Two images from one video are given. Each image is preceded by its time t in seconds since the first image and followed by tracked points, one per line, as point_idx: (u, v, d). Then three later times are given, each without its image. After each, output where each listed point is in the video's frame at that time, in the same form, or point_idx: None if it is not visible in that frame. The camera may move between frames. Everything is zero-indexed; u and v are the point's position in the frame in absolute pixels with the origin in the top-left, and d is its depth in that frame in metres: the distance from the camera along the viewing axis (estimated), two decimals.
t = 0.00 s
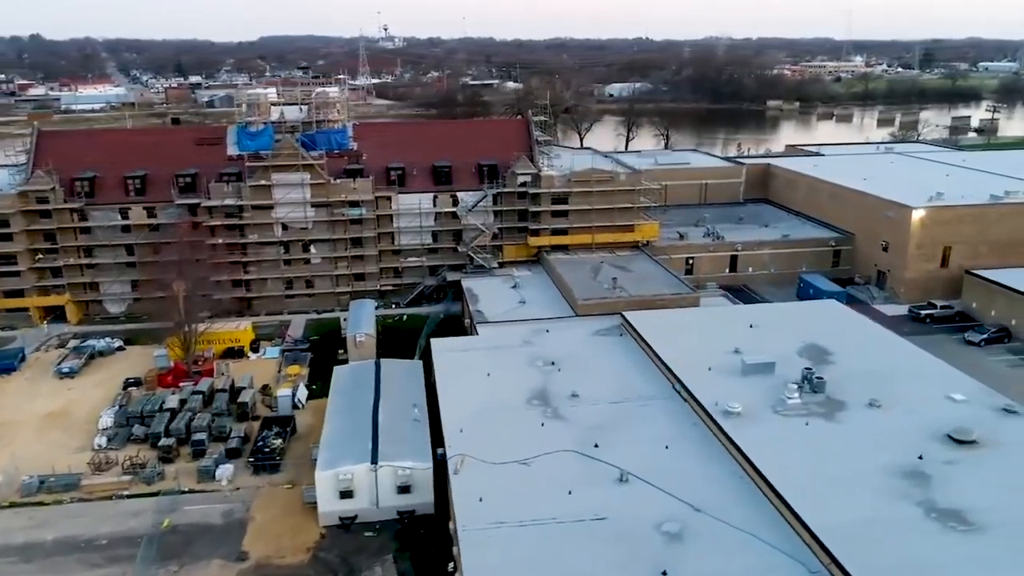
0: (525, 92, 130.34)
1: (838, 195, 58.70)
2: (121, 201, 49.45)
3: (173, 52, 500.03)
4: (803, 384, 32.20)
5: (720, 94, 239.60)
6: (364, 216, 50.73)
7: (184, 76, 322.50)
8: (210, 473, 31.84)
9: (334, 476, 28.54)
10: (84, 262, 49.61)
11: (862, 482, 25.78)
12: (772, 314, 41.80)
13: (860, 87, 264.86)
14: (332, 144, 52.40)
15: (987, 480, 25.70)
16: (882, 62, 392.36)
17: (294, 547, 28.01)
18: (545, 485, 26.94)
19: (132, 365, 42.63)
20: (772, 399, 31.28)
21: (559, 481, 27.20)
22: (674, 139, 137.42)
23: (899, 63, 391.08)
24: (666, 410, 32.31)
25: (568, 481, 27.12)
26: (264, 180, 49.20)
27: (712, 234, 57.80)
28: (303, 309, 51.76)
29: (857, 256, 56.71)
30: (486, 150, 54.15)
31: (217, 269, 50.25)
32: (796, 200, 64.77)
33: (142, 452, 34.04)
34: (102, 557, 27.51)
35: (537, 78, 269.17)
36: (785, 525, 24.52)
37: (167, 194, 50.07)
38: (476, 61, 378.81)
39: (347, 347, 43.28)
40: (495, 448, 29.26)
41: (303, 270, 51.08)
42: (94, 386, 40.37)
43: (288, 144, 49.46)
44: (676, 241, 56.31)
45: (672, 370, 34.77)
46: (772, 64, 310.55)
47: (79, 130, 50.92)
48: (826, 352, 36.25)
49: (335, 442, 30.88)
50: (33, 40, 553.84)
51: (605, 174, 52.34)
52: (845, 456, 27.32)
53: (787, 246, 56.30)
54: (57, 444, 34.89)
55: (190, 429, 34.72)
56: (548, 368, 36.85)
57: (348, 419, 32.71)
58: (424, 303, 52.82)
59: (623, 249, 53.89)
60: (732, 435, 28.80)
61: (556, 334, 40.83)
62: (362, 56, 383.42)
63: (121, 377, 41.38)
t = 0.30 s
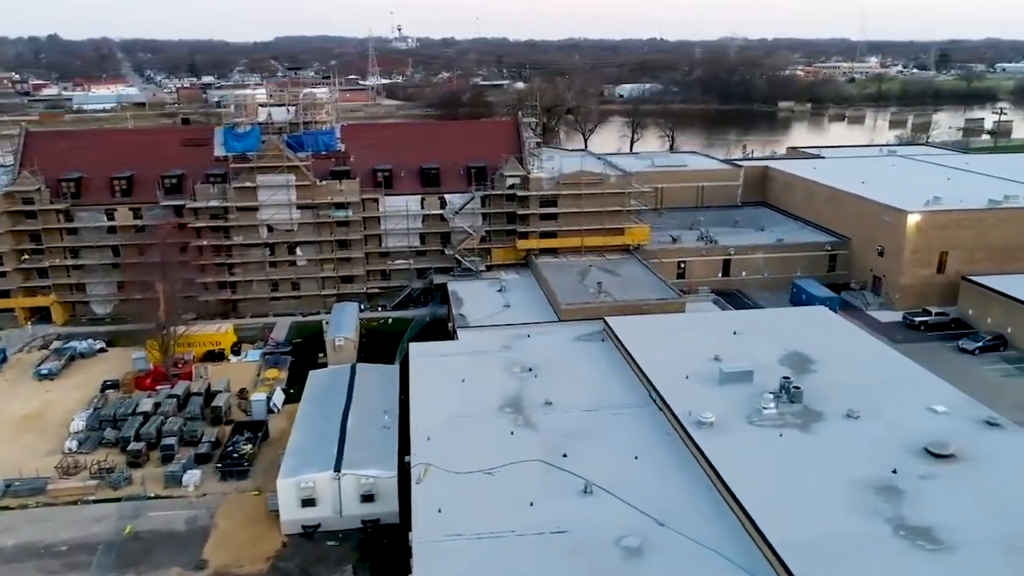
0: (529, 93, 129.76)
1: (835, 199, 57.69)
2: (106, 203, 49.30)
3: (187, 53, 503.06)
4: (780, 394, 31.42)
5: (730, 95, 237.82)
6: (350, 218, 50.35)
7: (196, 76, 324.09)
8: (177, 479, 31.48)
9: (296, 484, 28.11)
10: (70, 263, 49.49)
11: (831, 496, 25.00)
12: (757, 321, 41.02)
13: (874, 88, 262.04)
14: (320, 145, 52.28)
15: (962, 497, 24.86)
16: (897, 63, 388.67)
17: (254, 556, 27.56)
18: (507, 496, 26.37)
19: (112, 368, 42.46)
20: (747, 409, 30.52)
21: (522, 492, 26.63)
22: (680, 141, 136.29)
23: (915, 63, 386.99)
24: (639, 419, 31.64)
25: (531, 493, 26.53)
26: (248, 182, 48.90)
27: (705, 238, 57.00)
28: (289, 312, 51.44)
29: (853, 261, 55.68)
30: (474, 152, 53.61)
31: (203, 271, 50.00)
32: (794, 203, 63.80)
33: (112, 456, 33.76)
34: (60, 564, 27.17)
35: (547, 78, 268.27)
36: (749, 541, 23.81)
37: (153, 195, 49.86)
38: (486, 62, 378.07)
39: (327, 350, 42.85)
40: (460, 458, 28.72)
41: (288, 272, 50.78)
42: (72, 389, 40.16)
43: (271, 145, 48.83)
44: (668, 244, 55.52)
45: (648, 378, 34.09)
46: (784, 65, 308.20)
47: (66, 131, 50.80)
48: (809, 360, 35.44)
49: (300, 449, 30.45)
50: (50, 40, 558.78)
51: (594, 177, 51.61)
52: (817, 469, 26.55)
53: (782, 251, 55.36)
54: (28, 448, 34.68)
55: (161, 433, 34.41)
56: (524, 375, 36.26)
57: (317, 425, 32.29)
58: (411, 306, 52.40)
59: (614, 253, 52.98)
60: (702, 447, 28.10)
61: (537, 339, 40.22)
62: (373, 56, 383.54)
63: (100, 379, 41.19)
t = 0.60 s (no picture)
0: (536, 94, 129.09)
1: (835, 203, 56.57)
2: (95, 204, 49.19)
3: (204, 53, 506.60)
4: (759, 406, 30.56)
5: (743, 96, 235.78)
6: (339, 221, 49.94)
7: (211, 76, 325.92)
8: (145, 485, 31.14)
9: (258, 493, 27.60)
10: (59, 263, 49.41)
11: (802, 513, 24.15)
12: (745, 329, 40.13)
13: (890, 89, 258.75)
14: (310, 146, 51.89)
15: (938, 516, 23.93)
16: (915, 64, 383.92)
17: (215, 565, 27.10)
18: (469, 509, 25.72)
19: (95, 369, 42.29)
20: (724, 421, 29.67)
21: (485, 504, 25.98)
22: (689, 142, 135.09)
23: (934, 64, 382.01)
24: (614, 429, 30.89)
25: (494, 506, 25.87)
26: (235, 183, 48.50)
27: (700, 242, 56.06)
28: (277, 314, 50.99)
29: (852, 267, 54.54)
30: (466, 154, 53.02)
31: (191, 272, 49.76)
32: (795, 207, 62.71)
33: (83, 460, 33.49)
34: (20, 571, 26.86)
35: (560, 79, 267.21)
36: (713, 558, 23.03)
37: (142, 196, 49.63)
38: (500, 62, 377.75)
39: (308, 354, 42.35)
40: (426, 468, 28.11)
41: (277, 274, 50.32)
42: (52, 391, 40.00)
43: (258, 147, 48.34)
44: (662, 248, 54.61)
45: (627, 386, 33.31)
46: (800, 66, 305.25)
47: (57, 132, 50.75)
48: (793, 370, 34.54)
49: (267, 457, 29.97)
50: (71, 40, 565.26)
51: (586, 180, 50.81)
52: (790, 485, 25.70)
53: (778, 255, 54.32)
54: (2, 450, 34.50)
55: (133, 437, 34.10)
56: (502, 382, 35.60)
57: (287, 432, 31.81)
58: (400, 309, 51.79)
59: (606, 257, 52.12)
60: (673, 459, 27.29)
61: (519, 345, 39.54)
62: (388, 56, 384.59)
63: (81, 381, 41.01)
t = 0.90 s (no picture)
0: (541, 94, 128.27)
1: (832, 207, 55.44)
2: (80, 205, 48.95)
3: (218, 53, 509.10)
4: (734, 417, 29.68)
5: (754, 97, 233.78)
6: (325, 223, 49.46)
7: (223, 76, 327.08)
8: (109, 492, 30.71)
9: (217, 502, 27.05)
10: (44, 264, 49.19)
11: (769, 531, 23.27)
12: (730, 336, 39.22)
13: (904, 90, 255.84)
14: (296, 147, 51.77)
15: (911, 535, 22.98)
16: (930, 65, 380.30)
17: None
18: (427, 522, 25.03)
19: (74, 372, 41.99)
20: (696, 433, 28.82)
21: (445, 517, 25.29)
22: (696, 144, 133.89)
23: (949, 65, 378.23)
24: (585, 440, 30.11)
25: (454, 519, 25.17)
26: (219, 185, 48.02)
27: (694, 246, 55.11)
28: (262, 316, 50.58)
29: (848, 272, 53.42)
30: (454, 155, 52.36)
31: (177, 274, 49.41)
32: (793, 210, 61.61)
33: (51, 466, 33.13)
34: None
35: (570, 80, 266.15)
36: None
37: (127, 197, 49.33)
38: (512, 62, 376.90)
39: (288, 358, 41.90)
40: (389, 479, 27.45)
41: (262, 276, 49.85)
42: (28, 394, 39.72)
43: (243, 148, 47.92)
44: (654, 253, 53.71)
45: (602, 395, 32.50)
46: (813, 67, 302.58)
47: (44, 133, 50.58)
48: (774, 380, 33.62)
49: (230, 465, 29.43)
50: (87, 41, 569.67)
51: (575, 182, 49.93)
52: (759, 500, 24.82)
53: (773, 260, 53.28)
54: None
55: (102, 443, 33.70)
56: (477, 390, 34.90)
57: (253, 439, 31.27)
58: (386, 313, 51.22)
59: (596, 261, 51.32)
60: (641, 472, 26.47)
61: (499, 352, 38.82)
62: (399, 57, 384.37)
63: (59, 384, 40.71)
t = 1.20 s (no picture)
0: (546, 96, 127.49)
1: (830, 211, 54.28)
2: (66, 206, 48.75)
3: (233, 54, 511.76)
4: (710, 430, 28.73)
5: (767, 98, 231.64)
6: (312, 225, 48.96)
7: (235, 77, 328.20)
8: (73, 500, 30.26)
9: (175, 513, 26.48)
10: (30, 266, 48.98)
11: (734, 551, 22.33)
12: (716, 345, 38.26)
13: (920, 91, 252.48)
14: (284, 149, 51.53)
15: (883, 558, 21.97)
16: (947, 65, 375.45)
17: None
18: (384, 537, 24.31)
19: (53, 375, 41.64)
20: (669, 446, 27.91)
21: (403, 532, 24.56)
22: (703, 146, 132.49)
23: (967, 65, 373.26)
24: (556, 452, 29.27)
25: (412, 534, 24.43)
26: (204, 187, 47.58)
27: (688, 251, 54.10)
28: (248, 320, 49.95)
29: (845, 278, 52.24)
30: (443, 158, 51.68)
31: (162, 277, 49.08)
32: (792, 214, 60.44)
33: (19, 472, 32.75)
34: None
35: (581, 81, 264.95)
36: None
37: (113, 198, 49.03)
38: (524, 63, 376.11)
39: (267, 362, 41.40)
40: (350, 491, 26.77)
41: (248, 279, 49.37)
42: (6, 397, 39.40)
43: (228, 149, 47.51)
44: (647, 257, 52.76)
45: (577, 405, 31.64)
46: (827, 67, 299.62)
47: (31, 134, 50.42)
48: (756, 391, 32.63)
49: (193, 474, 28.85)
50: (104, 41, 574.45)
51: (565, 185, 49.00)
52: (728, 519, 23.89)
53: (768, 265, 52.17)
54: None
55: (71, 448, 33.28)
56: (452, 397, 34.14)
57: (219, 447, 30.70)
58: (373, 316, 50.70)
59: (586, 265, 50.48)
60: (608, 487, 25.59)
61: (479, 359, 38.05)
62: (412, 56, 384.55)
63: (37, 387, 40.37)
